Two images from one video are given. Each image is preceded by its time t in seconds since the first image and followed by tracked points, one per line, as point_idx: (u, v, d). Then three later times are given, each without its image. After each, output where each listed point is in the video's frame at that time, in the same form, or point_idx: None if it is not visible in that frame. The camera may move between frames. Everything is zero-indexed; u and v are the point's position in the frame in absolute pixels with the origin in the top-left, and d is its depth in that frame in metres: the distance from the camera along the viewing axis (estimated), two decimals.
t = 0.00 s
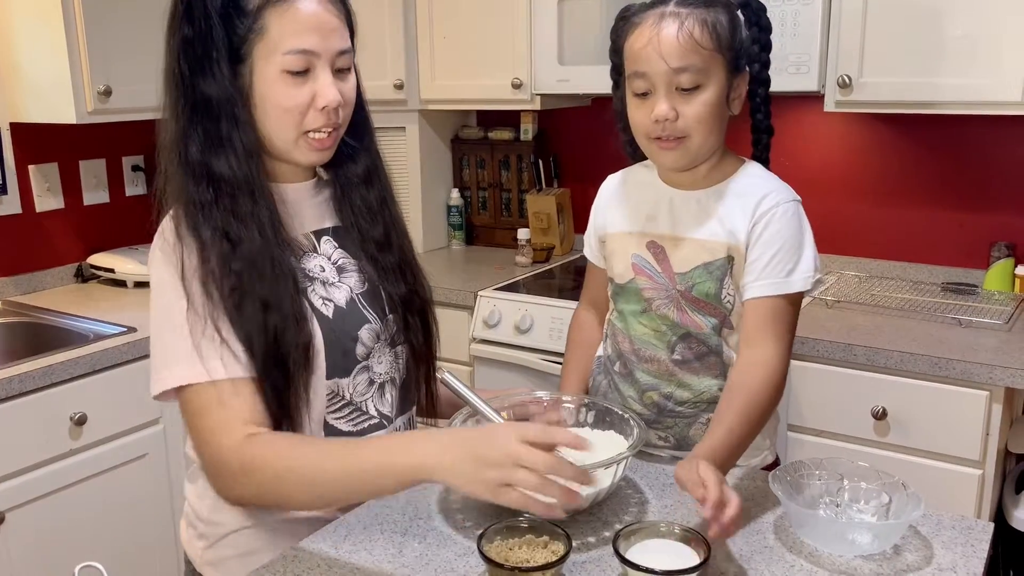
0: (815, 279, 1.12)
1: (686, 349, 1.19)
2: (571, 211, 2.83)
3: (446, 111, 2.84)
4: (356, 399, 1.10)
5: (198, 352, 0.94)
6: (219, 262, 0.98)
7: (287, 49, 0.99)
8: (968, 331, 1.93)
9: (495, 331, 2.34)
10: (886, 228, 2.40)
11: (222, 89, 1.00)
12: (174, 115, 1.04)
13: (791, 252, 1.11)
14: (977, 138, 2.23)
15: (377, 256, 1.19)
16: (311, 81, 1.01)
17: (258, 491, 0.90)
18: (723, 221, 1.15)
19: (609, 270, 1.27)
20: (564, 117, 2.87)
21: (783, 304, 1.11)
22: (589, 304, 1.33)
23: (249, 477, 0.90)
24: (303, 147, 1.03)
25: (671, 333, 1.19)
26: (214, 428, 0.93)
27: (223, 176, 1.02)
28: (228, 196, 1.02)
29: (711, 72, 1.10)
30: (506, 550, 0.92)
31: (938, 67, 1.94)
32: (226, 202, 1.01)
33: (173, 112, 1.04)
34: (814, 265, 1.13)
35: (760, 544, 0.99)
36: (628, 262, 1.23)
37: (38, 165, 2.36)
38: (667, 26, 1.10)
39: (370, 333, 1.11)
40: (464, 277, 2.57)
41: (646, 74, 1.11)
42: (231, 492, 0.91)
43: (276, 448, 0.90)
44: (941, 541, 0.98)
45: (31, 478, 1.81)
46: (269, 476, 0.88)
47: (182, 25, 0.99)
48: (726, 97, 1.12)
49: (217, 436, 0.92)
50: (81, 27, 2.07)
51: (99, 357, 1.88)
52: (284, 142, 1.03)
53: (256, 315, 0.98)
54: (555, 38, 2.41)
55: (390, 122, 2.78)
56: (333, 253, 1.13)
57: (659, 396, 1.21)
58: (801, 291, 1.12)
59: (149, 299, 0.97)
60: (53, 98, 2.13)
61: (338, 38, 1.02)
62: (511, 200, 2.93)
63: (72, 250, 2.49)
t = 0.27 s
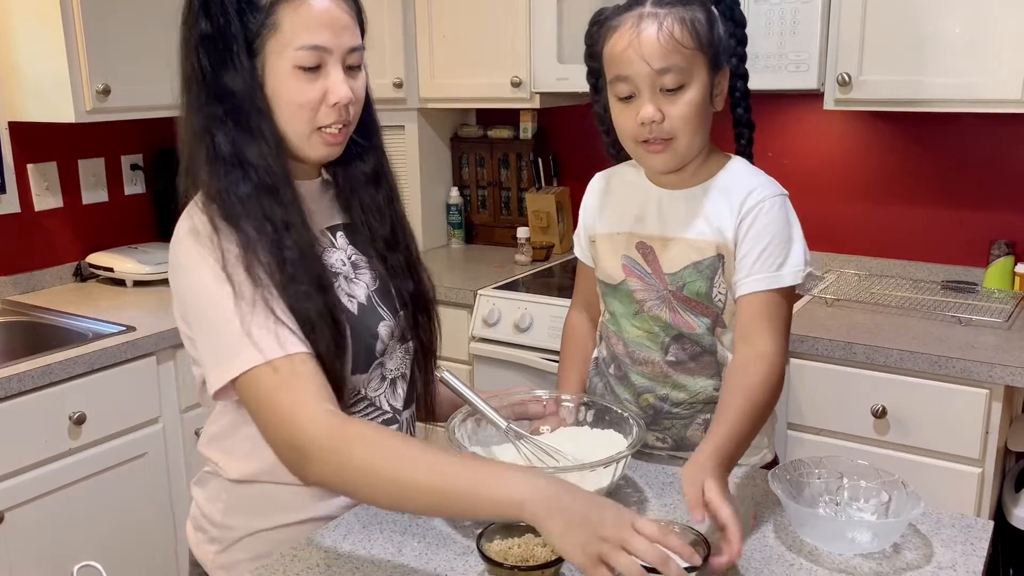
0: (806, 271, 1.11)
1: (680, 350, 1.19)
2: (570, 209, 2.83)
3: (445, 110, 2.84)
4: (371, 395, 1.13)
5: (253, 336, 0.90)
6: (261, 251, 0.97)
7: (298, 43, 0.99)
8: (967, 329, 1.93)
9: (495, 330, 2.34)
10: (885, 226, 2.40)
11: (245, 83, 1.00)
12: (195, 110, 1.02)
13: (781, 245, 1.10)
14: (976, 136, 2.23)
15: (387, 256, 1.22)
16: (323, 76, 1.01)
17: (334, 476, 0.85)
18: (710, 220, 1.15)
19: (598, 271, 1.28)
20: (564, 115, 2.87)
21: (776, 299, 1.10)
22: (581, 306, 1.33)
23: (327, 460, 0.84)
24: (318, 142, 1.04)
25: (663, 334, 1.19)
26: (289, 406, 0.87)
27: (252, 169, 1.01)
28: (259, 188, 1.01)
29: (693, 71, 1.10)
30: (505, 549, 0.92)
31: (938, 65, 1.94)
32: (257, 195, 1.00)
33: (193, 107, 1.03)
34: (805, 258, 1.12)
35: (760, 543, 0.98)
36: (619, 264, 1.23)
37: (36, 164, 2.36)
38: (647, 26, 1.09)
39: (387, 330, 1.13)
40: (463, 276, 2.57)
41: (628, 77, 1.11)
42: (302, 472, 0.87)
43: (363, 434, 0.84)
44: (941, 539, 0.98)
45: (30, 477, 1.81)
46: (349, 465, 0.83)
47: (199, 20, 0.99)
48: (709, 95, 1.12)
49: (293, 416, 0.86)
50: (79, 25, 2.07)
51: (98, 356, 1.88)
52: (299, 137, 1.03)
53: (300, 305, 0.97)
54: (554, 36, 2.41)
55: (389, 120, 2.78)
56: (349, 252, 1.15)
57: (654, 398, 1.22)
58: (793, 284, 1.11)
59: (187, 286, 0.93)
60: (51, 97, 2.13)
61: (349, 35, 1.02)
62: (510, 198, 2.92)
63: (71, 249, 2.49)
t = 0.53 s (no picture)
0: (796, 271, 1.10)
1: (675, 350, 1.19)
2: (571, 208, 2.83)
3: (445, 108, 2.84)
4: (383, 396, 1.13)
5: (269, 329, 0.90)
6: (275, 245, 0.97)
7: (286, 26, 1.00)
8: (967, 328, 1.93)
9: (495, 329, 2.34)
10: (885, 224, 2.39)
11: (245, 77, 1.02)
12: (201, 108, 1.03)
13: (769, 245, 1.09)
14: (976, 134, 2.23)
15: (401, 254, 1.22)
16: (315, 56, 1.02)
17: (344, 480, 0.84)
18: (700, 222, 1.15)
19: (593, 272, 1.28)
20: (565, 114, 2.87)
21: (766, 301, 1.09)
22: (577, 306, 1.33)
23: (337, 463, 0.84)
24: (319, 127, 1.04)
25: (658, 335, 1.19)
26: (296, 409, 0.87)
27: (262, 164, 1.02)
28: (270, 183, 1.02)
29: (681, 69, 1.09)
30: (507, 547, 0.92)
31: (939, 64, 1.94)
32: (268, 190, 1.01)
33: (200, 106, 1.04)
34: (794, 258, 1.11)
35: (761, 541, 0.99)
36: (610, 265, 1.24)
37: (37, 163, 2.36)
38: (633, 27, 1.09)
39: (398, 331, 1.13)
40: (464, 274, 2.57)
41: (615, 79, 1.11)
42: (313, 474, 0.86)
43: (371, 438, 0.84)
44: (941, 537, 0.98)
45: (31, 476, 1.81)
46: (359, 468, 0.83)
47: (198, 17, 1.01)
48: (698, 92, 1.12)
49: (302, 419, 0.86)
50: (80, 23, 2.07)
51: (99, 355, 1.88)
52: (300, 124, 1.04)
53: (314, 297, 0.98)
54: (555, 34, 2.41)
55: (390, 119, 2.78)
56: (362, 251, 1.15)
57: (652, 398, 1.22)
58: (784, 285, 1.10)
59: (199, 281, 0.93)
60: (52, 95, 2.13)
61: (341, 15, 1.03)
62: (511, 197, 2.92)
63: (72, 248, 2.49)
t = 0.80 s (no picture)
0: (794, 269, 1.11)
1: (674, 350, 1.19)
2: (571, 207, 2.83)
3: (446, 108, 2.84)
4: (381, 400, 1.13)
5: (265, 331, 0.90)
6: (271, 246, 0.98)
7: (275, 21, 1.01)
8: (967, 327, 1.93)
9: (496, 328, 2.34)
10: (886, 224, 2.39)
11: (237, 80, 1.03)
12: (195, 112, 1.04)
13: (767, 245, 1.09)
14: (976, 134, 2.23)
15: (399, 255, 1.22)
16: (305, 49, 1.03)
17: (342, 482, 0.84)
18: (697, 220, 1.15)
19: (592, 272, 1.28)
20: (565, 114, 2.87)
21: (764, 299, 1.10)
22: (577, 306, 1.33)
23: (335, 465, 0.84)
24: (312, 120, 1.04)
25: (656, 334, 1.19)
26: (293, 412, 0.87)
27: (257, 166, 1.03)
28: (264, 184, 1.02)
29: (679, 69, 1.10)
30: (506, 547, 0.92)
31: (939, 64, 1.94)
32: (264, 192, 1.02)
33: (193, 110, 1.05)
34: (793, 257, 1.11)
35: (760, 541, 0.99)
36: (609, 265, 1.24)
37: (37, 163, 2.36)
38: (632, 26, 1.10)
39: (396, 334, 1.13)
40: (464, 274, 2.57)
41: (614, 77, 1.11)
42: (312, 476, 0.86)
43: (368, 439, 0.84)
44: (941, 537, 0.98)
45: (31, 475, 1.81)
46: (358, 470, 0.83)
47: (189, 24, 1.02)
48: (697, 92, 1.12)
49: (299, 423, 0.86)
50: (80, 23, 2.07)
51: (100, 355, 1.88)
52: (292, 119, 1.04)
53: (309, 299, 0.98)
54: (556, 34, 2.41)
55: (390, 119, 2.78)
56: (361, 253, 1.15)
57: (651, 398, 1.21)
58: (781, 284, 1.10)
59: (196, 284, 0.93)
60: (52, 95, 2.13)
61: (329, 5, 1.04)
62: (511, 197, 2.92)
63: (72, 248, 2.49)
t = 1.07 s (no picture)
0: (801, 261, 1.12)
1: (678, 343, 1.19)
2: (571, 207, 2.83)
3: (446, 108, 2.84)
4: (378, 398, 1.13)
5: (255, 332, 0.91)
6: (263, 246, 0.98)
7: (273, 21, 1.02)
8: (968, 327, 1.93)
9: (496, 328, 2.34)
10: (886, 224, 2.39)
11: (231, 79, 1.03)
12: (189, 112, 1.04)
13: (774, 234, 1.10)
14: (975, 133, 2.23)
15: (394, 254, 1.22)
16: (302, 50, 1.03)
17: (330, 483, 0.84)
18: (703, 212, 1.16)
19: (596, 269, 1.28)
20: (566, 114, 2.87)
21: (772, 287, 1.10)
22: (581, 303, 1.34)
23: (321, 468, 0.84)
24: (305, 121, 1.04)
25: (661, 327, 1.20)
26: (280, 413, 0.88)
27: (250, 165, 1.03)
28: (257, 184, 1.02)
29: (687, 66, 1.11)
30: (506, 547, 0.92)
31: (939, 63, 1.94)
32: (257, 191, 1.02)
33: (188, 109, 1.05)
34: (800, 246, 1.13)
35: (760, 541, 0.98)
36: (615, 259, 1.24)
37: (37, 163, 2.36)
38: (643, 23, 1.11)
39: (392, 332, 1.13)
40: (464, 274, 2.57)
41: (624, 73, 1.13)
42: (299, 480, 0.86)
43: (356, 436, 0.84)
44: (941, 537, 0.98)
45: (31, 475, 1.81)
46: (347, 469, 0.83)
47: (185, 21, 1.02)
48: (704, 89, 1.14)
49: (287, 425, 0.86)
50: (80, 23, 2.07)
51: (100, 354, 1.88)
52: (286, 119, 1.04)
53: (301, 299, 0.99)
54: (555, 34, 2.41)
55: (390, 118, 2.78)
56: (355, 252, 1.16)
57: (654, 393, 1.21)
58: (790, 271, 1.11)
59: (188, 285, 0.94)
60: (52, 95, 2.13)
61: (327, 9, 1.05)
62: (511, 196, 2.92)
63: (72, 248, 2.49)
